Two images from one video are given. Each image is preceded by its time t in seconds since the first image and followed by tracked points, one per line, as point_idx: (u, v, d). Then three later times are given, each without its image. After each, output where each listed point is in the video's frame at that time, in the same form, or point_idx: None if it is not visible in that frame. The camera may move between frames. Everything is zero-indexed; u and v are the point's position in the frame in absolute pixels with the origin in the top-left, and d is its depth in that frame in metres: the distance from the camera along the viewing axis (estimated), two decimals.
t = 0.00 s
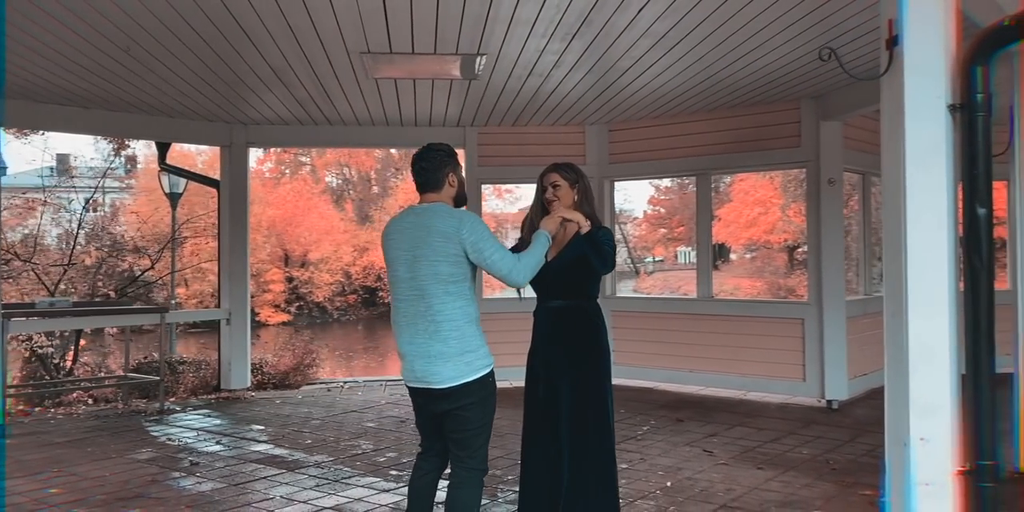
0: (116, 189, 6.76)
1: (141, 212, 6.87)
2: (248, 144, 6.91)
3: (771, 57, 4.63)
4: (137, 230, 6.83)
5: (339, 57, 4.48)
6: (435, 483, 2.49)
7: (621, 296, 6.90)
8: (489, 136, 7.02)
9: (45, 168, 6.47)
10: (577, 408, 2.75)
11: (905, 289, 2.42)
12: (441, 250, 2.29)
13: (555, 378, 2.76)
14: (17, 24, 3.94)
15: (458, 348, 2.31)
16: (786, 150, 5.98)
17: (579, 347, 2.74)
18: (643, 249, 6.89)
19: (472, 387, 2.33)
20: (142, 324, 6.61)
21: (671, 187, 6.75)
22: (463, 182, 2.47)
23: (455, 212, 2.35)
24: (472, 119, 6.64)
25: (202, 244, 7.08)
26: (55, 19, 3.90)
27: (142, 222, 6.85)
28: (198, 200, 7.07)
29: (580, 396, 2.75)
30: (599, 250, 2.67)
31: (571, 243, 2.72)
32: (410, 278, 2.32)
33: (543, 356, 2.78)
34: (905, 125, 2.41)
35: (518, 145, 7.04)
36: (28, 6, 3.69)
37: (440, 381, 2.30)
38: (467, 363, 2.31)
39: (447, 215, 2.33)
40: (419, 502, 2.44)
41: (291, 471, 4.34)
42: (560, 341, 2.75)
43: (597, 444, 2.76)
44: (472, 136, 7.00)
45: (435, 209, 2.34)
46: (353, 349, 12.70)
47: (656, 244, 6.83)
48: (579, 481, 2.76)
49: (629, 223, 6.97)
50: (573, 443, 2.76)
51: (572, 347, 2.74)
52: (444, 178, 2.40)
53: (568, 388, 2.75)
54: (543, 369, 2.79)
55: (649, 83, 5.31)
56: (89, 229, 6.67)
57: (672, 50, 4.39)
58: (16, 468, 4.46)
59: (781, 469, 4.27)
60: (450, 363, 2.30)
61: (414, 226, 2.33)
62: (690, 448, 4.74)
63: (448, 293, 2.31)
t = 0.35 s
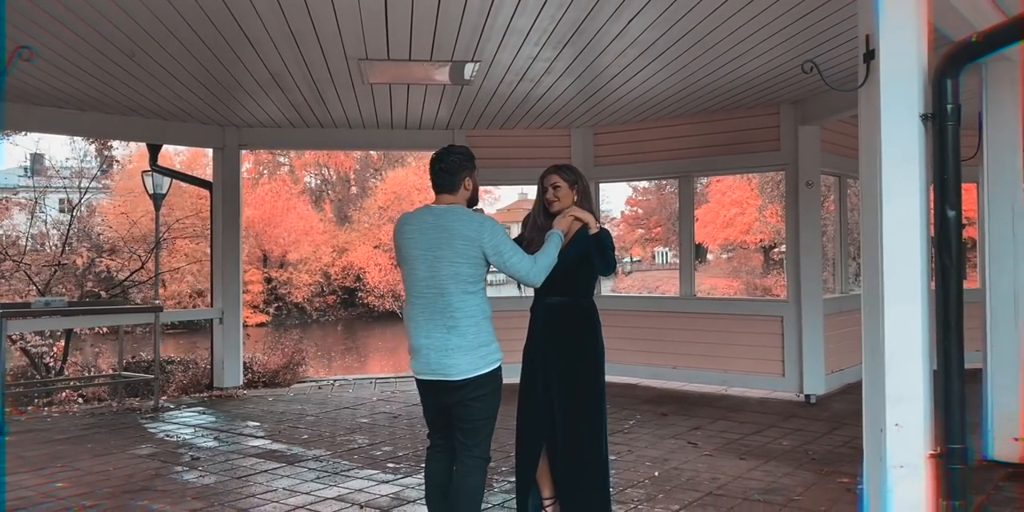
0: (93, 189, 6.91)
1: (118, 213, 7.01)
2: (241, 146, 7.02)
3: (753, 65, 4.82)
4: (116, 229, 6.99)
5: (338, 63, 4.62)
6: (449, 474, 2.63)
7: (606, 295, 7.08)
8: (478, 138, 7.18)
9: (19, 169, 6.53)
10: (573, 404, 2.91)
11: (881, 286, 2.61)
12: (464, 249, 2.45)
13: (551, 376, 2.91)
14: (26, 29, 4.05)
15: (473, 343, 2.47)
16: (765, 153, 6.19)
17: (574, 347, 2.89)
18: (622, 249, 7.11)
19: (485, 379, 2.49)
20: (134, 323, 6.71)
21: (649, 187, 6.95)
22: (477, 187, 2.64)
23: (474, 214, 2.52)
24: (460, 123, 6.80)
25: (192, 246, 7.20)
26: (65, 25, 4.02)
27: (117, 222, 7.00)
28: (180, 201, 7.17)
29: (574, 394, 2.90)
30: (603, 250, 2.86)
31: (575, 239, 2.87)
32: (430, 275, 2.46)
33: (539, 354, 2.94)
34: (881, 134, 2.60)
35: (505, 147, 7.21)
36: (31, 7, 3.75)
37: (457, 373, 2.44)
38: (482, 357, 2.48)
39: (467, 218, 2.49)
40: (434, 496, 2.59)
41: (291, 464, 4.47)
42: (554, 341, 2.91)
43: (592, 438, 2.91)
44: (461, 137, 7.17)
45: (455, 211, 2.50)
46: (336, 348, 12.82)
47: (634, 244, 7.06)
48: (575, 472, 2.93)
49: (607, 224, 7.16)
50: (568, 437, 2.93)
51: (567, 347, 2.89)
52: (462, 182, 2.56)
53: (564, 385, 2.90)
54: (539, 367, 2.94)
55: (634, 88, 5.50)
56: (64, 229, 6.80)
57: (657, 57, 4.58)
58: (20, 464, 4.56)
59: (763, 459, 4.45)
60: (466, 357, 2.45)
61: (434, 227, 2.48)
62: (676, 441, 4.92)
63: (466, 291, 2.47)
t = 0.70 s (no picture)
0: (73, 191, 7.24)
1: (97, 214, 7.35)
2: (240, 149, 7.17)
3: (739, 73, 5.00)
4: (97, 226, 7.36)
5: (339, 70, 4.79)
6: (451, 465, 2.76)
7: (598, 295, 7.25)
8: (472, 141, 7.34)
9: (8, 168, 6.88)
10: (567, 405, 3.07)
11: (861, 284, 2.79)
12: (459, 255, 2.60)
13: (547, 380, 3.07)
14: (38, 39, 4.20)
15: (476, 342, 2.63)
16: (752, 156, 6.37)
17: (570, 351, 3.04)
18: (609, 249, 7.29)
19: (487, 374, 2.65)
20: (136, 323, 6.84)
21: (638, 188, 7.15)
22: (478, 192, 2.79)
23: (473, 221, 2.66)
24: (455, 126, 6.96)
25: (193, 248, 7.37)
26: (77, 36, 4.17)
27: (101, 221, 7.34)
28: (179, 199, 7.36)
29: (571, 395, 3.05)
30: (588, 255, 2.98)
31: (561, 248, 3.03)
32: (431, 278, 2.62)
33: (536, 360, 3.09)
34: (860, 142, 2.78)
35: (499, 149, 7.37)
36: (42, 21, 3.84)
37: (463, 369, 2.60)
38: (486, 355, 2.64)
39: (467, 224, 2.64)
40: (435, 485, 2.71)
41: (295, 458, 4.62)
42: (551, 346, 3.06)
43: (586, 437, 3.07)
44: (456, 140, 7.33)
45: (456, 218, 2.65)
46: (328, 347, 12.96)
47: (623, 244, 7.25)
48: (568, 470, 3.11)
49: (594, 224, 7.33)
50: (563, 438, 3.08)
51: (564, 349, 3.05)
52: (462, 188, 2.71)
53: (561, 386, 3.06)
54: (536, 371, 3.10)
55: (625, 94, 5.67)
56: (55, 229, 7.11)
57: (648, 66, 4.76)
58: (30, 458, 4.70)
59: (751, 452, 4.63)
60: (470, 355, 2.61)
61: (437, 232, 2.63)
62: (667, 435, 5.10)
63: (468, 294, 2.63)
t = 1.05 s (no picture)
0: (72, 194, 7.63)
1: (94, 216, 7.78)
2: (245, 153, 7.35)
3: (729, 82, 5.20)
4: (97, 226, 7.76)
5: (345, 79, 4.98)
6: (445, 464, 3.10)
7: (594, 295, 7.44)
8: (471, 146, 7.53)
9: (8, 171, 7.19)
10: (557, 400, 3.28)
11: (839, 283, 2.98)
12: (428, 256, 2.87)
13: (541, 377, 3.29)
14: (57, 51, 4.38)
15: (452, 334, 2.87)
16: (743, 160, 6.55)
17: (561, 349, 3.25)
18: (606, 250, 7.48)
19: (464, 367, 2.88)
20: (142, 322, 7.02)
21: (634, 189, 7.31)
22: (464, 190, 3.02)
23: (443, 221, 2.88)
24: (454, 131, 7.15)
25: (192, 249, 7.62)
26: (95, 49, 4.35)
27: (106, 221, 7.78)
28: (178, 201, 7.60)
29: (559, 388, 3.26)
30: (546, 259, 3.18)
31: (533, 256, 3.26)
32: (415, 276, 2.94)
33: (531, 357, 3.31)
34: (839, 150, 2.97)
35: (498, 153, 7.56)
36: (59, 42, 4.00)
37: (439, 359, 2.87)
38: (461, 346, 2.86)
39: (439, 225, 2.87)
40: (428, 481, 3.05)
41: (301, 452, 4.80)
42: (545, 343, 3.28)
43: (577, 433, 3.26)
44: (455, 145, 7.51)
45: (433, 219, 2.90)
46: (327, 347, 13.14)
47: (620, 245, 7.42)
48: (559, 463, 3.30)
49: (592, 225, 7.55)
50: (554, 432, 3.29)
51: (556, 347, 3.27)
52: (445, 188, 2.95)
53: (553, 382, 3.27)
54: (531, 368, 3.33)
55: (619, 100, 5.87)
56: (53, 229, 7.55)
57: (643, 75, 4.95)
58: (47, 453, 4.87)
59: (740, 445, 4.82)
60: (446, 347, 2.87)
61: (416, 234, 2.92)
62: (660, 429, 5.28)
63: (441, 290, 2.87)
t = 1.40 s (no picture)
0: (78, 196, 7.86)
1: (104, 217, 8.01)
2: (254, 157, 7.55)
3: (724, 91, 5.36)
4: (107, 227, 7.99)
5: (352, 88, 5.15)
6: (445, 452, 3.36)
7: (594, 295, 7.63)
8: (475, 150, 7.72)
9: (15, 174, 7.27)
10: (548, 401, 3.54)
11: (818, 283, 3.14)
12: (412, 261, 3.20)
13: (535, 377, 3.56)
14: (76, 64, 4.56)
15: (440, 331, 3.16)
16: (739, 163, 6.71)
17: (555, 353, 3.53)
18: (610, 250, 7.65)
19: (457, 363, 3.17)
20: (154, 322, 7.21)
21: (639, 189, 7.47)
22: (450, 197, 3.37)
23: (424, 227, 3.21)
24: (456, 136, 7.34)
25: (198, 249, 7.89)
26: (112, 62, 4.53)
27: (116, 223, 8.02)
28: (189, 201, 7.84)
29: (548, 386, 3.53)
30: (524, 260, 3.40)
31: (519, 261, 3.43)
32: (407, 283, 3.27)
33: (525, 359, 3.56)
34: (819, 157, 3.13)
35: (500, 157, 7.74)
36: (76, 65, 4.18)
37: (429, 358, 3.17)
38: (448, 345, 3.15)
39: (421, 231, 3.20)
40: (430, 467, 3.32)
41: (309, 446, 4.99)
42: (539, 346, 3.54)
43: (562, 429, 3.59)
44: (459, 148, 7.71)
45: (418, 227, 3.23)
46: (333, 347, 13.33)
47: (625, 245, 7.59)
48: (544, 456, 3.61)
49: (597, 225, 7.71)
50: (542, 431, 3.57)
51: (550, 351, 3.53)
52: (430, 196, 3.31)
53: (544, 383, 3.54)
54: (525, 370, 3.58)
55: (618, 107, 6.03)
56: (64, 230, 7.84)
57: (638, 84, 5.13)
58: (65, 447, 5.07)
59: (732, 440, 5.00)
60: (435, 343, 3.16)
61: (405, 243, 3.26)
62: (656, 425, 5.46)
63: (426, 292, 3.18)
